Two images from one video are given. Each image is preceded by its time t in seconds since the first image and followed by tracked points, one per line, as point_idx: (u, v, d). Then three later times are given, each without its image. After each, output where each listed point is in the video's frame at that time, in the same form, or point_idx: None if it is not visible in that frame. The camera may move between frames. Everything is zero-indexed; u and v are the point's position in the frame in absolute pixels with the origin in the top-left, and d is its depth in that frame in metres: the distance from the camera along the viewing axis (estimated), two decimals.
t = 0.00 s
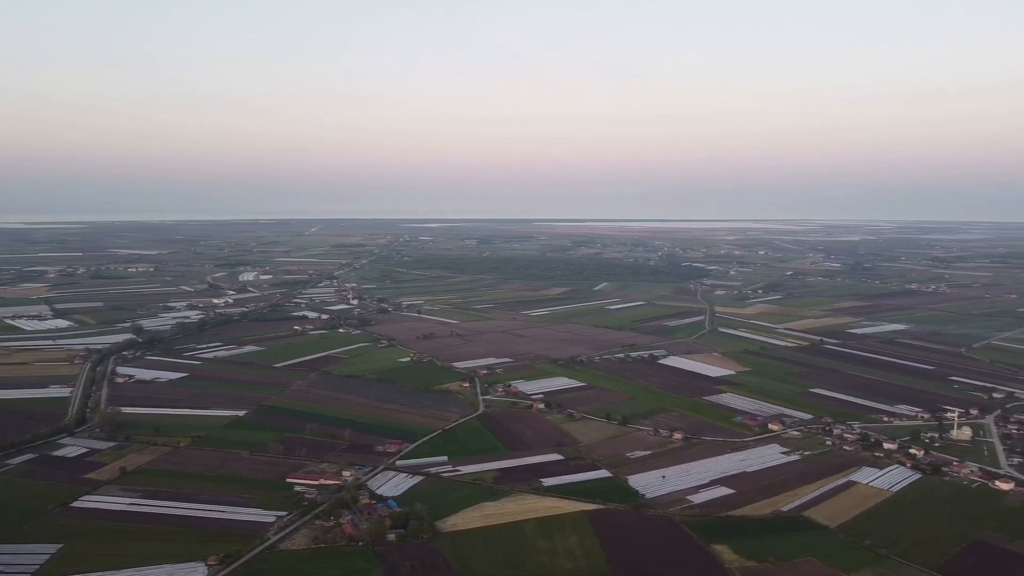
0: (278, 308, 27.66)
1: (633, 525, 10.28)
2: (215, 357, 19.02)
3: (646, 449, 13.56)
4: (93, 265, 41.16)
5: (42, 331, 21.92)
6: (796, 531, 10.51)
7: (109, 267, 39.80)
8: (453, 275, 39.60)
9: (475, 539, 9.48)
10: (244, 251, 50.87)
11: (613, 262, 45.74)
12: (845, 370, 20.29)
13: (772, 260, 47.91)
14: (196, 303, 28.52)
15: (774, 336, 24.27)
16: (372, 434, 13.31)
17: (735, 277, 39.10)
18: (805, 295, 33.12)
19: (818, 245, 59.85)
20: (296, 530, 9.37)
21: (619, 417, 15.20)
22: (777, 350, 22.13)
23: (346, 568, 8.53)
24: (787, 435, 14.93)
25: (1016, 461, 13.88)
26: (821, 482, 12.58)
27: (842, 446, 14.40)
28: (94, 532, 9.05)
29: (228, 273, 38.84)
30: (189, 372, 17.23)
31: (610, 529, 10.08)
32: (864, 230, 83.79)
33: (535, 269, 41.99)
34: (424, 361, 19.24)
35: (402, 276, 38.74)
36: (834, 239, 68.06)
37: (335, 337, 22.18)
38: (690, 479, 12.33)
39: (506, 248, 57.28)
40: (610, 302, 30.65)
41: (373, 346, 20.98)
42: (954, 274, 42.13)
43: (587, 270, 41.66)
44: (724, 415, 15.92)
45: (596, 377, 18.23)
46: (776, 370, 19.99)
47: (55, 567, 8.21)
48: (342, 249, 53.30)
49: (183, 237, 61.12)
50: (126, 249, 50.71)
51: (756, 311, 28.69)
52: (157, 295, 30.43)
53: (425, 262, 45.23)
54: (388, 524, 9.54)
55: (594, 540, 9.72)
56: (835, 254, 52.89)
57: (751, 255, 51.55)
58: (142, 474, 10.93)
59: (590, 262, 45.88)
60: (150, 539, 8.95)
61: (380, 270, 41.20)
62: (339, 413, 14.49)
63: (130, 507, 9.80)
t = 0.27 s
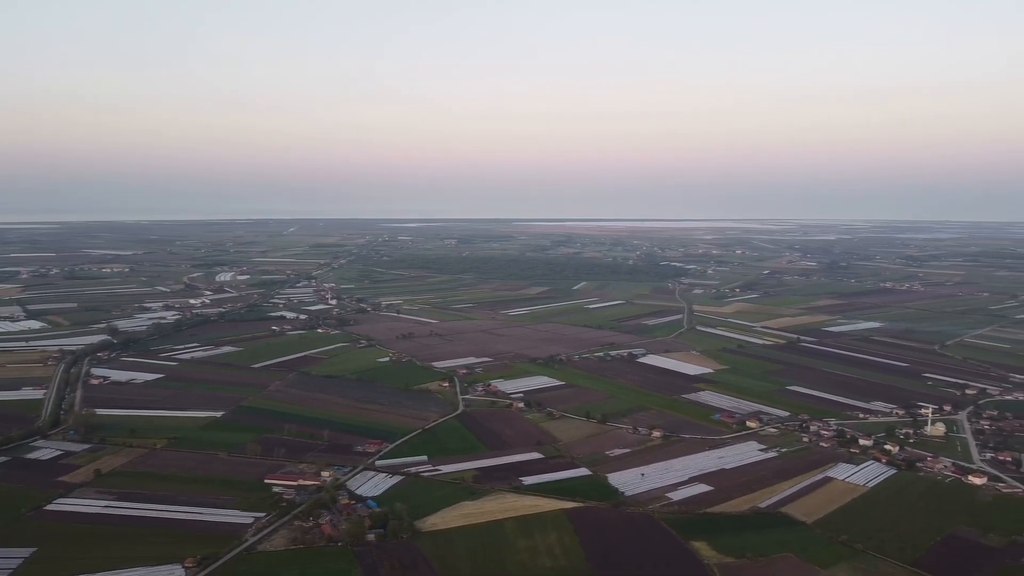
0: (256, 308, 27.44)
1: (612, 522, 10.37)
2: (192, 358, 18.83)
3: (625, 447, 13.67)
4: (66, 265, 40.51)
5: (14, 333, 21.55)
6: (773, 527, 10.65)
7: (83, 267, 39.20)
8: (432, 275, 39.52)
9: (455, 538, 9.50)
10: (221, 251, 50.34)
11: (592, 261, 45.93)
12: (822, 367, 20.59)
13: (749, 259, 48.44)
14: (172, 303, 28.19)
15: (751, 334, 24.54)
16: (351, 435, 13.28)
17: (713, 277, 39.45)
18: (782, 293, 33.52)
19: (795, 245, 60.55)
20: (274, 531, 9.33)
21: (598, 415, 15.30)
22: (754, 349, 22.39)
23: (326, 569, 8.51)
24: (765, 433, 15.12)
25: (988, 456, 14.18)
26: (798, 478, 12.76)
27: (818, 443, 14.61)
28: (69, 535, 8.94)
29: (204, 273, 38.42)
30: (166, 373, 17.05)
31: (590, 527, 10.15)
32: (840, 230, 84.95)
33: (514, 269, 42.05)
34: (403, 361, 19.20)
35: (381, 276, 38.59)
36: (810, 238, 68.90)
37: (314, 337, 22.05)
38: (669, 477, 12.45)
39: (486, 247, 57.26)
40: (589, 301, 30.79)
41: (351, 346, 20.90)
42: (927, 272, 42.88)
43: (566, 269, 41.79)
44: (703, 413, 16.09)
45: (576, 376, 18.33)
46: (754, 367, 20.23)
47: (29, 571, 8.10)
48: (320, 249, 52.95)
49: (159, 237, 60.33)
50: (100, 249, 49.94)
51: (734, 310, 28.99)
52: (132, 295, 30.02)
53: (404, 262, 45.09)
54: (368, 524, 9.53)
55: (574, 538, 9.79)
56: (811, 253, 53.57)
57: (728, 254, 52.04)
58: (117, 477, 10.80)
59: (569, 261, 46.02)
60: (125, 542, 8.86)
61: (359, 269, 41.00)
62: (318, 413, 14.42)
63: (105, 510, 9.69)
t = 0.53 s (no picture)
0: (238, 309, 27.26)
1: (596, 520, 10.44)
2: (173, 359, 18.68)
3: (609, 445, 13.75)
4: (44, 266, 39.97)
5: None
6: (756, 524, 10.76)
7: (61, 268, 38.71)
8: (415, 274, 39.46)
9: (439, 538, 9.52)
10: (202, 251, 49.89)
11: (576, 261, 46.05)
12: (803, 365, 20.81)
13: (732, 258, 48.81)
14: (153, 304, 27.93)
15: (733, 332, 24.77)
16: (335, 435, 13.25)
17: (695, 276, 39.70)
18: (764, 293, 33.81)
19: (777, 244, 61.04)
20: (257, 533, 9.30)
21: (582, 414, 15.37)
22: (737, 347, 22.57)
23: (310, 569, 8.50)
24: (747, 430, 15.27)
25: (967, 453, 14.43)
26: (780, 475, 12.91)
27: (800, 440, 14.78)
28: (49, 538, 8.85)
29: (186, 273, 38.07)
30: (147, 374, 16.90)
31: (574, 525, 10.21)
32: (821, 230, 85.86)
33: (498, 268, 42.09)
34: (387, 360, 19.17)
35: (365, 276, 38.44)
36: (791, 237, 69.50)
37: (296, 337, 21.94)
38: (653, 475, 12.54)
39: (470, 247, 57.24)
40: (573, 300, 30.87)
41: (335, 346, 20.83)
42: (906, 271, 43.44)
43: (550, 269, 41.88)
44: (686, 411, 16.21)
45: (559, 375, 18.40)
46: (736, 366, 20.41)
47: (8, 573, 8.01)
48: (303, 249, 52.66)
49: (138, 237, 59.67)
50: (79, 250, 49.31)
51: (716, 308, 29.21)
52: (112, 296, 29.69)
53: (387, 262, 44.97)
54: (352, 525, 9.53)
55: (558, 536, 9.84)
56: (793, 252, 54.08)
57: (711, 253, 52.40)
58: (98, 479, 10.71)
59: (553, 261, 46.11)
60: (107, 544, 8.79)
61: (342, 269, 40.83)
62: (301, 413, 14.37)
63: (86, 512, 9.60)
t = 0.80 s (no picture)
0: (215, 309, 26.98)
1: (576, 518, 10.52)
2: (149, 360, 18.47)
3: (588, 443, 13.85)
4: (15, 266, 39.26)
5: None
6: (734, 520, 10.91)
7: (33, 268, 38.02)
8: (394, 274, 39.33)
9: (419, 537, 9.54)
10: (178, 251, 49.29)
11: (556, 261, 46.16)
12: (780, 363, 21.08)
13: (709, 257, 49.27)
14: (128, 305, 27.57)
15: (711, 331, 25.01)
16: (314, 435, 13.20)
17: (674, 275, 40.00)
18: (741, 291, 34.17)
19: (754, 243, 61.65)
20: (235, 534, 9.25)
21: (561, 413, 15.46)
22: (714, 345, 22.81)
23: (289, 570, 8.47)
24: (725, 427, 15.45)
25: (940, 448, 14.72)
26: (757, 472, 13.09)
27: (778, 437, 14.98)
28: (22, 542, 8.73)
29: (161, 274, 37.58)
30: (122, 376, 16.70)
31: (554, 524, 10.27)
32: (797, 229, 86.92)
33: (477, 268, 42.08)
34: (366, 360, 19.11)
35: (344, 276, 38.22)
36: (768, 236, 70.30)
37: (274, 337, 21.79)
38: (632, 472, 12.65)
39: (449, 247, 57.16)
40: (552, 300, 30.97)
41: (313, 346, 20.72)
42: (881, 270, 44.14)
43: (529, 268, 41.98)
44: (665, 409, 16.37)
45: (539, 374, 18.48)
46: (714, 364, 20.63)
47: None
48: (281, 249, 52.23)
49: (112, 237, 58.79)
50: (51, 250, 48.45)
51: (694, 307, 29.48)
52: (85, 297, 29.24)
53: (366, 262, 44.78)
54: (331, 525, 9.52)
55: (538, 534, 9.90)
56: (769, 251, 54.71)
57: (689, 253, 52.82)
58: (73, 481, 10.57)
59: (533, 261, 46.18)
60: (81, 548, 8.69)
61: (321, 269, 40.56)
62: (279, 414, 14.30)
63: (60, 515, 9.48)
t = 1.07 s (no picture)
0: (194, 309, 26.74)
1: (558, 517, 10.58)
2: (127, 360, 18.28)
3: (570, 442, 13.93)
4: None
5: None
6: (714, 517, 11.03)
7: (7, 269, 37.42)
8: (376, 274, 39.20)
9: (401, 537, 9.54)
10: (156, 251, 48.74)
11: (537, 260, 46.24)
12: (760, 361, 21.32)
13: (689, 257, 49.64)
14: (106, 305, 27.23)
15: (692, 329, 25.23)
16: (295, 435, 13.14)
17: (655, 274, 40.26)
18: (721, 290, 34.47)
19: (734, 242, 62.18)
20: (216, 536, 9.21)
21: (543, 412, 15.53)
22: (695, 344, 23.01)
23: (270, 571, 8.45)
24: (706, 425, 15.61)
25: (917, 444, 14.97)
26: (738, 469, 13.23)
27: (758, 435, 15.15)
28: None
29: (139, 274, 37.15)
30: (100, 377, 16.51)
31: (536, 522, 10.32)
32: (777, 228, 87.85)
33: (459, 268, 42.06)
34: (347, 360, 19.05)
35: (325, 276, 38.01)
36: (748, 236, 70.96)
37: (254, 338, 21.64)
38: (614, 470, 12.74)
39: (431, 246, 57.05)
40: (534, 299, 31.04)
41: (294, 346, 20.61)
42: (859, 269, 44.75)
43: (511, 268, 42.03)
44: (646, 408, 16.49)
45: (521, 373, 18.54)
46: (694, 362, 20.82)
47: None
48: (261, 249, 51.83)
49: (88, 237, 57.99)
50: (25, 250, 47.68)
51: (675, 306, 29.71)
52: (62, 297, 28.85)
53: (347, 262, 44.59)
54: (312, 526, 9.50)
55: (520, 533, 9.95)
56: (750, 250, 55.22)
57: (670, 252, 53.19)
58: (49, 484, 10.45)
59: (514, 260, 46.24)
60: (58, 551, 8.60)
61: (301, 269, 40.32)
62: (260, 414, 14.22)
63: (36, 518, 9.37)
